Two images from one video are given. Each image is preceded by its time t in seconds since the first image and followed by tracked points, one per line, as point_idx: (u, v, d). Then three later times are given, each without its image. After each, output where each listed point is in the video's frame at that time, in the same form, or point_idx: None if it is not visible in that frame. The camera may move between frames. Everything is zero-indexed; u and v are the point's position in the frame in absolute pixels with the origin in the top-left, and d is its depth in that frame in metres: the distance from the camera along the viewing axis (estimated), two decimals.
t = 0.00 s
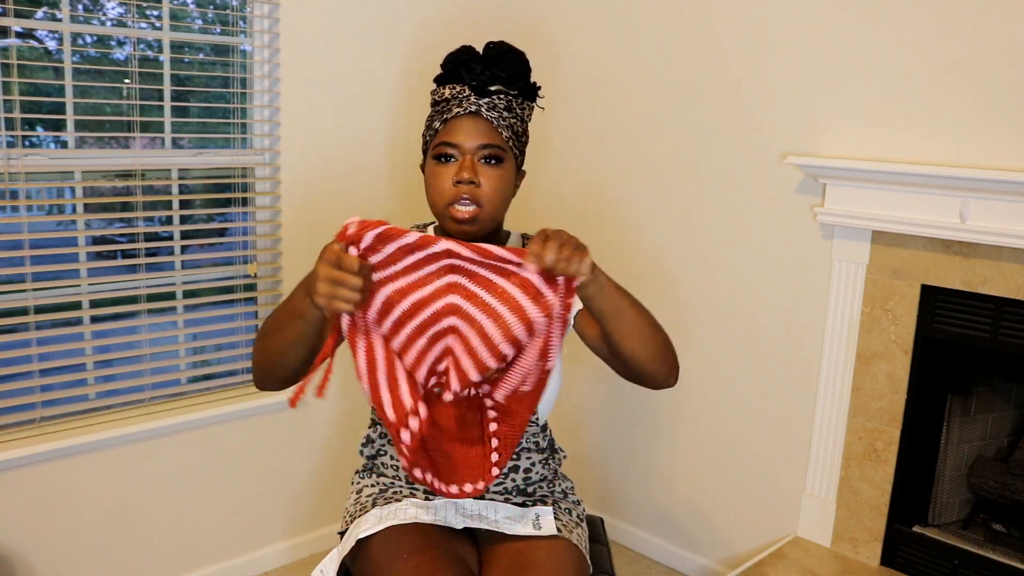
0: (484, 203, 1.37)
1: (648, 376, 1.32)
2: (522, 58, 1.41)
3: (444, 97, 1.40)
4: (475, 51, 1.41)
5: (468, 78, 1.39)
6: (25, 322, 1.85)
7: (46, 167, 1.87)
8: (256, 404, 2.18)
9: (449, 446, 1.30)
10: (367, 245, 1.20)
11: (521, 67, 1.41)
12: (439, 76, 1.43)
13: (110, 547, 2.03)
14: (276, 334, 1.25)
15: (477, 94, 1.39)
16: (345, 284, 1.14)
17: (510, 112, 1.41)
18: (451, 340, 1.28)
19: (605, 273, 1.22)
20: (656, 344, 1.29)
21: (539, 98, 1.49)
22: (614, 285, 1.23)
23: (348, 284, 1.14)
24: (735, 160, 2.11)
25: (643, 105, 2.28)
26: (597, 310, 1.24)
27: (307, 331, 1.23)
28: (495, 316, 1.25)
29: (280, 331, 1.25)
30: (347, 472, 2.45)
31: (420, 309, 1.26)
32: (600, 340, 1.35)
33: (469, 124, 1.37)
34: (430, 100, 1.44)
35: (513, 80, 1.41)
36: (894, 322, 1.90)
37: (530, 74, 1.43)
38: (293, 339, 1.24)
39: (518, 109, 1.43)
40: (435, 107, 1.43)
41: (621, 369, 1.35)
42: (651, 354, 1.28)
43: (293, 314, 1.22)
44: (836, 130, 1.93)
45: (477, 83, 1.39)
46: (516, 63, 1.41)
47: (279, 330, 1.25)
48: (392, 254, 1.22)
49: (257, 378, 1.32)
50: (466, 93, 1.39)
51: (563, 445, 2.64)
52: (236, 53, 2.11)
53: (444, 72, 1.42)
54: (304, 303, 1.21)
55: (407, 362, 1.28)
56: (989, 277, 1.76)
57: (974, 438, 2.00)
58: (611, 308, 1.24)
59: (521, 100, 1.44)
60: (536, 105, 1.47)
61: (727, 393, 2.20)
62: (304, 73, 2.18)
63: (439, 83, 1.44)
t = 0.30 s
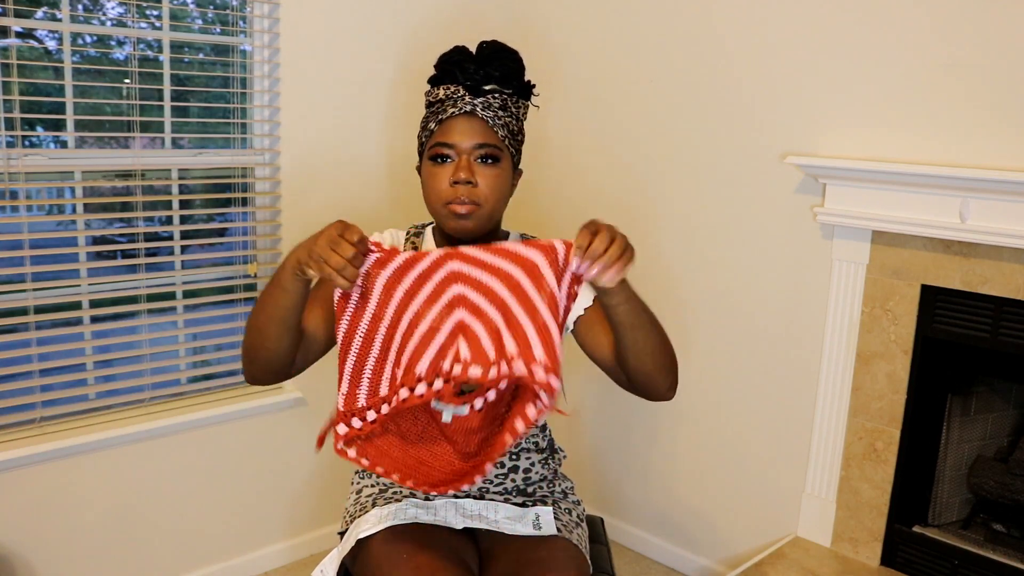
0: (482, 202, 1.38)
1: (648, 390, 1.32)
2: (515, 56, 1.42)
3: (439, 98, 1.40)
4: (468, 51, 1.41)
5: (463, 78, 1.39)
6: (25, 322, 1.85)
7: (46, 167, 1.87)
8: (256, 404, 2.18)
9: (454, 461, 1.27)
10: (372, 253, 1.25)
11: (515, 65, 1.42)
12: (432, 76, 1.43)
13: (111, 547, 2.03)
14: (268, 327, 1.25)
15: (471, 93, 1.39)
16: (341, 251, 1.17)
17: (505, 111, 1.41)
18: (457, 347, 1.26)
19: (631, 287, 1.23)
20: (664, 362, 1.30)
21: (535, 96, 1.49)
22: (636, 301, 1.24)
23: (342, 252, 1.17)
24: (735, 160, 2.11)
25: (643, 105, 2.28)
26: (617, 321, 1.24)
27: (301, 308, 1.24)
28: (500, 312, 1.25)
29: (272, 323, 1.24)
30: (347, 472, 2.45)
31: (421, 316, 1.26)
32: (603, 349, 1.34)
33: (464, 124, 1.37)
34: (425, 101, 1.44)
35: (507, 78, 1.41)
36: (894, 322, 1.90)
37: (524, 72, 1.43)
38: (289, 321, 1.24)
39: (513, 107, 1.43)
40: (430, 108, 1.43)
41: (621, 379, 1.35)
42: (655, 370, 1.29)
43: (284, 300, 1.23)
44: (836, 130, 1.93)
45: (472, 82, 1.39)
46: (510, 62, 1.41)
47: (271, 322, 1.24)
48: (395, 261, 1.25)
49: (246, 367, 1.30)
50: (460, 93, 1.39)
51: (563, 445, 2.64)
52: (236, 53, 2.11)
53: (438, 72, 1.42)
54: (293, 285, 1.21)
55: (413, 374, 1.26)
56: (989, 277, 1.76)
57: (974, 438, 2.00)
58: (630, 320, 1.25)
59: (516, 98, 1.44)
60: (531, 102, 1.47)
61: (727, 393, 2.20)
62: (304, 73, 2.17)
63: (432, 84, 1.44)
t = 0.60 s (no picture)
0: (483, 205, 1.38)
1: (657, 378, 1.33)
2: (513, 54, 1.41)
3: (438, 98, 1.40)
4: (466, 50, 1.41)
5: (461, 78, 1.39)
6: (25, 322, 1.84)
7: (46, 167, 1.87)
8: (256, 404, 2.18)
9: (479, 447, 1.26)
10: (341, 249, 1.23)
11: (513, 64, 1.41)
12: (430, 76, 1.43)
13: (110, 548, 2.02)
14: (253, 319, 1.26)
15: (470, 94, 1.39)
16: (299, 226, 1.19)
17: (504, 111, 1.41)
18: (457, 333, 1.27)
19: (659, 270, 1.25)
20: (677, 351, 1.31)
21: (533, 94, 1.49)
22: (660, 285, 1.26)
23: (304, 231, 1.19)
24: (735, 160, 2.11)
25: (643, 105, 2.28)
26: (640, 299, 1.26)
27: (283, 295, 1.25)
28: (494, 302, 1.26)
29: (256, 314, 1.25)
30: (346, 472, 2.44)
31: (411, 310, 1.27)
32: (614, 339, 1.37)
33: (463, 126, 1.37)
34: (423, 101, 1.44)
35: (506, 78, 1.41)
36: (895, 322, 1.89)
37: (523, 71, 1.43)
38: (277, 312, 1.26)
39: (512, 107, 1.42)
40: (429, 108, 1.43)
41: (630, 369, 1.36)
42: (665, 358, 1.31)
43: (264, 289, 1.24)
44: (836, 130, 1.93)
45: (470, 83, 1.39)
46: (508, 61, 1.40)
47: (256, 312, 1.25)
48: (371, 256, 1.24)
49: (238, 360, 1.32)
50: (459, 94, 1.38)
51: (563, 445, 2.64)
52: (236, 53, 2.11)
53: (436, 72, 1.42)
54: (272, 277, 1.23)
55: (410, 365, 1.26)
56: (990, 277, 1.75)
57: (975, 439, 2.00)
58: (653, 302, 1.27)
59: (515, 97, 1.44)
60: (530, 101, 1.47)
61: (728, 393, 2.20)
62: (304, 73, 2.17)
63: (430, 84, 1.44)
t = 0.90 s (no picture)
0: (484, 208, 1.39)
1: (656, 376, 1.34)
2: (516, 55, 1.41)
3: (440, 99, 1.40)
4: (469, 50, 1.41)
5: (464, 79, 1.39)
6: (25, 322, 1.84)
7: (46, 167, 1.87)
8: (256, 403, 2.18)
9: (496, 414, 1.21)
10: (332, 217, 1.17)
11: (516, 65, 1.41)
12: (433, 75, 1.43)
13: (110, 548, 2.03)
14: (252, 323, 1.26)
15: (473, 96, 1.39)
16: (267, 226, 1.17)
17: (507, 113, 1.41)
18: (469, 295, 1.16)
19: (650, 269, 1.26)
20: (672, 348, 1.31)
21: (535, 94, 1.49)
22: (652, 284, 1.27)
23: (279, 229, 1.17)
24: (735, 160, 2.11)
25: (643, 105, 2.28)
26: (632, 300, 1.27)
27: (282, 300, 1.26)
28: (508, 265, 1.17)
29: (253, 318, 1.25)
30: (346, 471, 2.44)
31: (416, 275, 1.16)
32: (611, 336, 1.37)
33: (466, 128, 1.37)
34: (426, 100, 1.44)
35: (508, 79, 1.41)
36: (895, 322, 1.90)
37: (525, 72, 1.44)
38: (274, 312, 1.25)
39: (514, 108, 1.43)
40: (431, 108, 1.43)
41: (627, 367, 1.36)
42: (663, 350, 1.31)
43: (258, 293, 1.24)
44: (836, 130, 1.93)
45: (473, 83, 1.39)
46: (511, 62, 1.41)
47: (252, 316, 1.25)
48: (368, 220, 1.17)
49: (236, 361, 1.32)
50: (462, 95, 1.39)
51: (563, 445, 2.64)
52: (236, 53, 2.11)
53: (438, 71, 1.42)
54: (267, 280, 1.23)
55: (420, 331, 1.16)
56: (990, 277, 1.75)
57: (975, 439, 2.00)
58: (646, 301, 1.28)
59: (517, 98, 1.44)
60: (532, 102, 1.48)
61: (727, 393, 2.20)
62: (304, 73, 2.17)
63: (433, 83, 1.44)
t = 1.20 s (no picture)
0: (486, 209, 1.38)
1: (650, 381, 1.34)
2: (521, 56, 1.42)
3: (444, 98, 1.40)
4: (472, 49, 1.41)
5: (468, 78, 1.39)
6: (25, 322, 1.84)
7: (46, 167, 1.87)
8: (256, 403, 2.18)
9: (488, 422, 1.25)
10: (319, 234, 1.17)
11: (520, 66, 1.42)
12: (436, 73, 1.43)
13: (110, 548, 2.03)
14: (251, 329, 1.27)
15: (477, 96, 1.39)
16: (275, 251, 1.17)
17: (509, 114, 1.42)
18: (463, 315, 1.22)
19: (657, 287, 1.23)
20: (671, 360, 1.31)
21: (537, 96, 1.49)
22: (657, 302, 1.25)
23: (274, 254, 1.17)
24: (735, 160, 2.11)
25: (643, 105, 2.28)
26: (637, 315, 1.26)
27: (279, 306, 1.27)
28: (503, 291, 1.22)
29: (250, 328, 1.27)
30: (346, 471, 2.44)
31: (414, 294, 1.22)
32: (610, 337, 1.36)
33: (470, 128, 1.37)
34: (428, 98, 1.43)
35: (512, 79, 1.41)
36: (895, 322, 1.89)
37: (528, 73, 1.44)
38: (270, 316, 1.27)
39: (517, 109, 1.43)
40: (434, 106, 1.43)
41: (623, 368, 1.37)
42: (662, 356, 1.31)
43: (253, 303, 1.25)
44: (836, 130, 1.93)
45: (477, 83, 1.39)
46: (516, 63, 1.41)
47: (250, 323, 1.27)
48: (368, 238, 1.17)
49: (236, 361, 1.34)
50: (466, 95, 1.39)
51: (563, 445, 2.64)
52: (236, 53, 2.11)
53: (441, 70, 1.42)
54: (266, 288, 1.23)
55: (417, 345, 1.19)
56: (990, 277, 1.75)
57: (975, 439, 2.00)
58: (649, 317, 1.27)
59: (520, 99, 1.45)
60: (534, 103, 1.48)
61: (727, 393, 2.20)
62: (304, 73, 2.17)
63: (435, 81, 1.44)
